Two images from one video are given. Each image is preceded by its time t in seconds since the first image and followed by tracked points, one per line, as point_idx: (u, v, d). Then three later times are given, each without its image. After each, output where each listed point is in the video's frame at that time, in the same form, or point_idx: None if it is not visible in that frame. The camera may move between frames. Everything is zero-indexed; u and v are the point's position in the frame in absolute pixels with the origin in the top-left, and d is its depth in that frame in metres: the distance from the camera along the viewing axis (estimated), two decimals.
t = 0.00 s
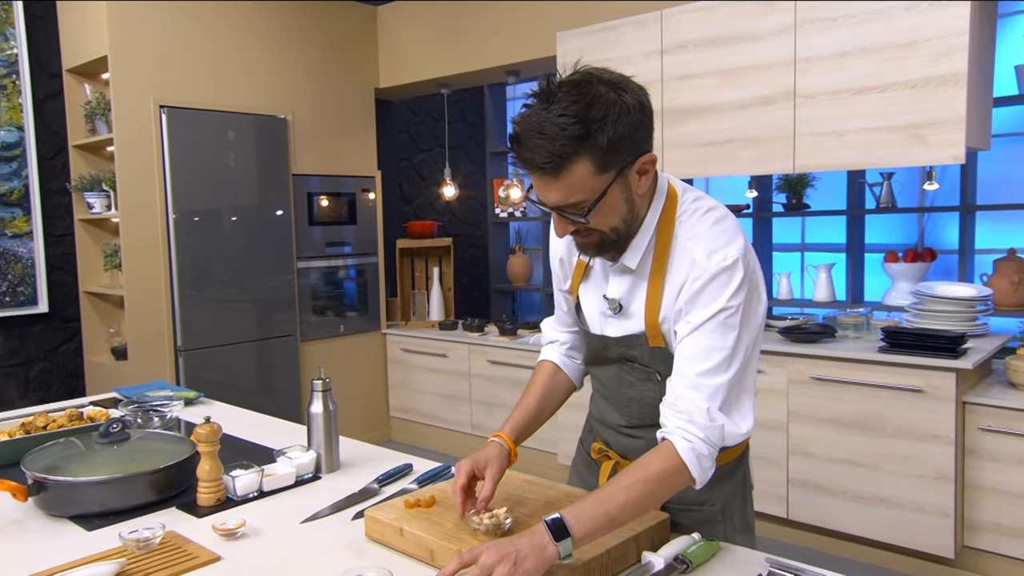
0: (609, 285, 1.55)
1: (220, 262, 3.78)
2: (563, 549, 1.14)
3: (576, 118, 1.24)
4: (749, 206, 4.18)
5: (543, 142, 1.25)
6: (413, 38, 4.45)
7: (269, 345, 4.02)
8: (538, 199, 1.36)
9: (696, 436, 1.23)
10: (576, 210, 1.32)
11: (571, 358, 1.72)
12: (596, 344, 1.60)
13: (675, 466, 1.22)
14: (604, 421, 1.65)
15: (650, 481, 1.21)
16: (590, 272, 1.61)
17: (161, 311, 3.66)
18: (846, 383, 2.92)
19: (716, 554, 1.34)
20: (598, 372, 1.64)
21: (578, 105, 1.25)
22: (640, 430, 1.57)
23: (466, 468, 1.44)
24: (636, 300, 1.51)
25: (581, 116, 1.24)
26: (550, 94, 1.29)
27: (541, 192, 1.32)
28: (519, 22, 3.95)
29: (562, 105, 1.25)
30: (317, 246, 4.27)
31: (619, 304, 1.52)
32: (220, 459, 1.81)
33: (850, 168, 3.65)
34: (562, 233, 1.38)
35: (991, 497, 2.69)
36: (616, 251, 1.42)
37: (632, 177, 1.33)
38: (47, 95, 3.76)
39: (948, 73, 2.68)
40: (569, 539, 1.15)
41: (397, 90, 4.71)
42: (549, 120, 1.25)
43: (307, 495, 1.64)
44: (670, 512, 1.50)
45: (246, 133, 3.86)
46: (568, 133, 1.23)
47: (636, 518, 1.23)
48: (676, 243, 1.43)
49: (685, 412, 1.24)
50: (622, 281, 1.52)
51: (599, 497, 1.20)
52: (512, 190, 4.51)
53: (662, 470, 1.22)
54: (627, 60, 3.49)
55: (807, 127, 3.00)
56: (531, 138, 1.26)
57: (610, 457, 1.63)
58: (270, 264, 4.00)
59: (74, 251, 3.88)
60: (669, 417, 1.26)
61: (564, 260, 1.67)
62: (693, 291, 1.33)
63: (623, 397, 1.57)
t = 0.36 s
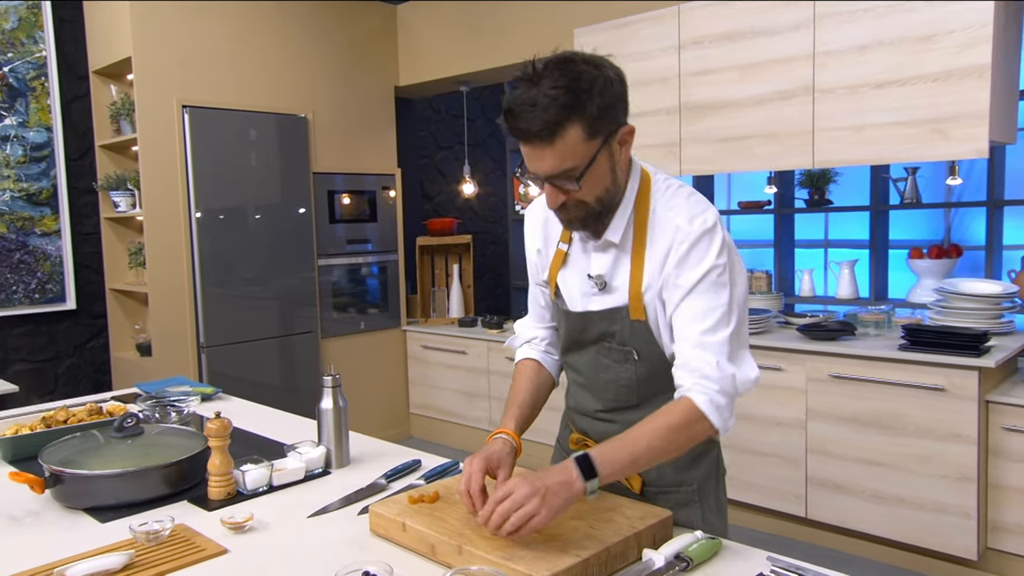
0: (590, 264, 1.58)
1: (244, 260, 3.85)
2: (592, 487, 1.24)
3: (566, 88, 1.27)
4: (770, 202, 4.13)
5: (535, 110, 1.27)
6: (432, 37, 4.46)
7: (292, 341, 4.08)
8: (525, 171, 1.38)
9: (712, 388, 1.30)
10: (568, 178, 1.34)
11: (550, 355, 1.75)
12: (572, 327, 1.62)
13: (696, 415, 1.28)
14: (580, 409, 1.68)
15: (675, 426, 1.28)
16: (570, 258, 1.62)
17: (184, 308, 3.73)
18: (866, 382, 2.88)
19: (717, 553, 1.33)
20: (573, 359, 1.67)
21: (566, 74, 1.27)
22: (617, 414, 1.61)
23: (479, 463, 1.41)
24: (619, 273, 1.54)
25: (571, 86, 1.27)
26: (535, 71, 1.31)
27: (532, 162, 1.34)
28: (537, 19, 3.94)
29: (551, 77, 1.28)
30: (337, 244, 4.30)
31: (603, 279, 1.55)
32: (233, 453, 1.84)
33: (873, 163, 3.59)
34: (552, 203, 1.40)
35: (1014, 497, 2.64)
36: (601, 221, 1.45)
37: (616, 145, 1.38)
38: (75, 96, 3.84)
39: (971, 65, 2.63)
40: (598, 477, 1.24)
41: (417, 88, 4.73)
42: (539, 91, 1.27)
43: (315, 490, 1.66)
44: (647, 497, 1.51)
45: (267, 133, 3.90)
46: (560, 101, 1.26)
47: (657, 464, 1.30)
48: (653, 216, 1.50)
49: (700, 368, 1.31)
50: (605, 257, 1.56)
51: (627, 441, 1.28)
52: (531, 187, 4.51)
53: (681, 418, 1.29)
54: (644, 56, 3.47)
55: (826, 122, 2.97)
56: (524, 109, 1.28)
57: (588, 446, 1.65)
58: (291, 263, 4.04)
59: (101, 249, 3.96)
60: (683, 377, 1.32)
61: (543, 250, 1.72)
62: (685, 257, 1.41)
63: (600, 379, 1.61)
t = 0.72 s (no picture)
0: (583, 235, 1.64)
1: (268, 257, 3.90)
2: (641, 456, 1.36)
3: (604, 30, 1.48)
4: (791, 199, 4.09)
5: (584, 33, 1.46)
6: (451, 35, 4.47)
7: (314, 338, 4.12)
8: (550, 94, 1.47)
9: (726, 344, 1.44)
10: (595, 99, 1.45)
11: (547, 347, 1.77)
12: (564, 303, 1.63)
13: (715, 371, 1.43)
14: (570, 397, 1.68)
15: (699, 388, 1.42)
16: (559, 240, 1.68)
17: (205, 305, 3.78)
18: (885, 381, 2.84)
19: (720, 551, 1.32)
20: (561, 343, 1.68)
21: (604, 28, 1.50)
22: (609, 395, 1.61)
23: (530, 450, 1.45)
24: (611, 240, 1.60)
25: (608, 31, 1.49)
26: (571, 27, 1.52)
27: (564, 77, 1.45)
28: (553, 14, 3.93)
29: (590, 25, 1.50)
30: (357, 242, 4.34)
31: (596, 246, 1.60)
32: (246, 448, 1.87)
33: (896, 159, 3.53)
34: (573, 123, 1.45)
35: None
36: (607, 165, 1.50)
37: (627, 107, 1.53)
38: (100, 97, 3.92)
39: (993, 58, 2.58)
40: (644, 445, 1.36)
41: (435, 86, 4.75)
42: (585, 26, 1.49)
43: (323, 485, 1.69)
44: (642, 485, 1.55)
45: (287, 132, 3.94)
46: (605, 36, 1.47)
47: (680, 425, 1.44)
48: (643, 189, 1.57)
49: (714, 330, 1.44)
50: (597, 225, 1.61)
51: (660, 411, 1.40)
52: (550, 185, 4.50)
53: (702, 380, 1.42)
54: (661, 52, 3.45)
55: (845, 118, 2.93)
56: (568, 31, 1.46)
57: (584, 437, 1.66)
58: (310, 261, 4.08)
59: (126, 247, 4.04)
60: (699, 338, 1.45)
61: (532, 240, 1.76)
62: (684, 227, 1.48)
63: (590, 356, 1.62)
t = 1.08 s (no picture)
0: (611, 227, 1.63)
1: (290, 257, 3.95)
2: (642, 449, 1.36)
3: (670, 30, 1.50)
4: (811, 198, 4.04)
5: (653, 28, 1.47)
6: (469, 36, 4.49)
7: (334, 338, 4.16)
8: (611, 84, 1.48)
9: (739, 351, 1.42)
10: (655, 96, 1.47)
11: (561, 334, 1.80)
12: (584, 293, 1.64)
13: (725, 374, 1.41)
14: (582, 388, 1.67)
15: (706, 388, 1.41)
16: (585, 229, 1.69)
17: (225, 304, 3.83)
18: (904, 382, 2.80)
19: (725, 550, 1.32)
20: (580, 335, 1.68)
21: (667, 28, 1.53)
22: (620, 390, 1.60)
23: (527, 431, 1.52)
24: (638, 232, 1.59)
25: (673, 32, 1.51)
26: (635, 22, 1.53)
27: (628, 69, 1.46)
28: (570, 14, 3.94)
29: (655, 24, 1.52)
30: (376, 243, 4.37)
31: (623, 237, 1.59)
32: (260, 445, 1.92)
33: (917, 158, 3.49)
34: (632, 117, 1.47)
35: None
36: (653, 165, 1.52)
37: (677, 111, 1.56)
38: (124, 101, 3.98)
39: (1014, 55, 2.55)
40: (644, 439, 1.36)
41: (453, 87, 4.77)
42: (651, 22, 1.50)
43: (332, 483, 1.73)
44: (647, 483, 1.55)
45: (306, 135, 3.98)
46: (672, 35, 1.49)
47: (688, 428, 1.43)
48: (676, 187, 1.57)
49: (728, 334, 1.43)
50: (626, 218, 1.61)
51: (665, 411, 1.40)
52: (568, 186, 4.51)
53: (712, 382, 1.41)
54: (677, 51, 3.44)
55: (863, 117, 2.90)
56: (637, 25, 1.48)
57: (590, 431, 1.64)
58: (329, 261, 4.12)
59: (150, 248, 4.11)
60: (712, 342, 1.44)
61: (558, 227, 1.77)
62: (710, 228, 1.48)
63: (605, 349, 1.61)
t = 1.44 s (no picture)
0: (626, 235, 1.64)
1: (304, 260, 4.00)
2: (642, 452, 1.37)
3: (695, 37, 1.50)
4: (823, 202, 4.02)
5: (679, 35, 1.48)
6: (482, 41, 4.52)
7: (347, 341, 4.20)
8: (636, 92, 1.48)
9: (758, 366, 1.41)
10: (679, 105, 1.47)
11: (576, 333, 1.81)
12: (593, 299, 1.63)
13: (743, 388, 1.41)
14: (587, 393, 1.67)
15: (721, 397, 1.41)
16: (600, 235, 1.70)
17: (240, 307, 3.87)
18: (915, 388, 2.79)
19: (723, 553, 1.32)
20: (587, 341, 1.67)
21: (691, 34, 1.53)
22: (624, 399, 1.60)
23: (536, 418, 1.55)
24: (652, 242, 1.59)
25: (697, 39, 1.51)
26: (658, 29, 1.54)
27: (653, 77, 1.46)
28: (582, 18, 3.96)
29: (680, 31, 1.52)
30: (389, 246, 4.40)
31: (637, 246, 1.59)
32: (270, 446, 1.97)
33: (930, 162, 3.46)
34: (656, 125, 1.47)
35: None
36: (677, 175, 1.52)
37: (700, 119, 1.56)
38: (142, 106, 4.04)
39: None
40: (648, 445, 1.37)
41: (467, 92, 4.80)
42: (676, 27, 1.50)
43: (340, 483, 1.77)
44: (647, 492, 1.52)
45: (320, 139, 4.02)
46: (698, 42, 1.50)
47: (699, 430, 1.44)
48: (693, 200, 1.57)
49: (747, 348, 1.41)
50: (641, 227, 1.61)
51: (676, 412, 1.40)
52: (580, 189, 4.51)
53: (727, 393, 1.41)
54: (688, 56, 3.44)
55: (874, 121, 2.89)
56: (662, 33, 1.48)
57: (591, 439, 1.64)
58: (343, 264, 4.15)
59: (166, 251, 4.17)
60: (732, 356, 1.43)
61: (574, 230, 1.78)
62: (731, 242, 1.48)
63: (612, 358, 1.61)
